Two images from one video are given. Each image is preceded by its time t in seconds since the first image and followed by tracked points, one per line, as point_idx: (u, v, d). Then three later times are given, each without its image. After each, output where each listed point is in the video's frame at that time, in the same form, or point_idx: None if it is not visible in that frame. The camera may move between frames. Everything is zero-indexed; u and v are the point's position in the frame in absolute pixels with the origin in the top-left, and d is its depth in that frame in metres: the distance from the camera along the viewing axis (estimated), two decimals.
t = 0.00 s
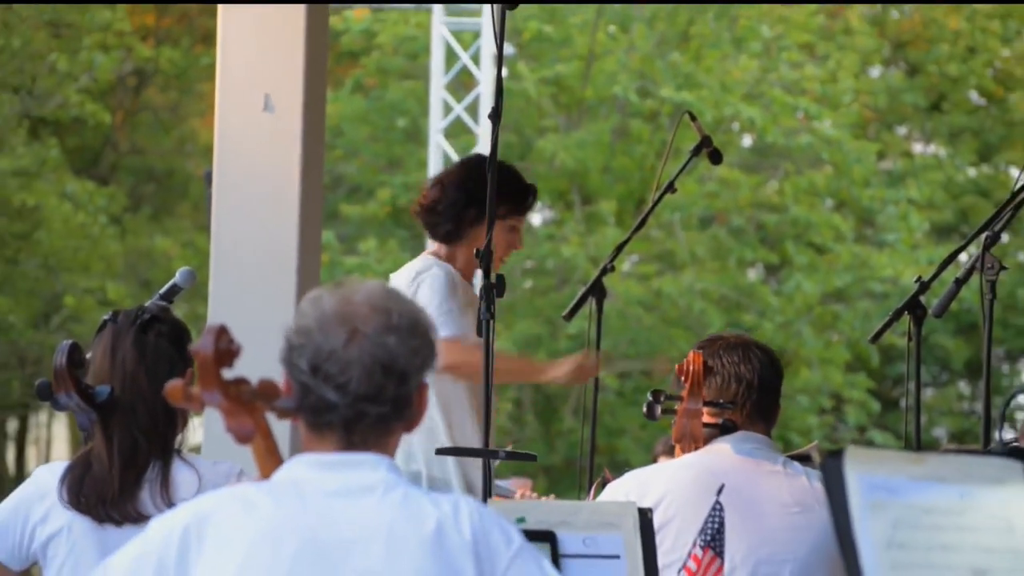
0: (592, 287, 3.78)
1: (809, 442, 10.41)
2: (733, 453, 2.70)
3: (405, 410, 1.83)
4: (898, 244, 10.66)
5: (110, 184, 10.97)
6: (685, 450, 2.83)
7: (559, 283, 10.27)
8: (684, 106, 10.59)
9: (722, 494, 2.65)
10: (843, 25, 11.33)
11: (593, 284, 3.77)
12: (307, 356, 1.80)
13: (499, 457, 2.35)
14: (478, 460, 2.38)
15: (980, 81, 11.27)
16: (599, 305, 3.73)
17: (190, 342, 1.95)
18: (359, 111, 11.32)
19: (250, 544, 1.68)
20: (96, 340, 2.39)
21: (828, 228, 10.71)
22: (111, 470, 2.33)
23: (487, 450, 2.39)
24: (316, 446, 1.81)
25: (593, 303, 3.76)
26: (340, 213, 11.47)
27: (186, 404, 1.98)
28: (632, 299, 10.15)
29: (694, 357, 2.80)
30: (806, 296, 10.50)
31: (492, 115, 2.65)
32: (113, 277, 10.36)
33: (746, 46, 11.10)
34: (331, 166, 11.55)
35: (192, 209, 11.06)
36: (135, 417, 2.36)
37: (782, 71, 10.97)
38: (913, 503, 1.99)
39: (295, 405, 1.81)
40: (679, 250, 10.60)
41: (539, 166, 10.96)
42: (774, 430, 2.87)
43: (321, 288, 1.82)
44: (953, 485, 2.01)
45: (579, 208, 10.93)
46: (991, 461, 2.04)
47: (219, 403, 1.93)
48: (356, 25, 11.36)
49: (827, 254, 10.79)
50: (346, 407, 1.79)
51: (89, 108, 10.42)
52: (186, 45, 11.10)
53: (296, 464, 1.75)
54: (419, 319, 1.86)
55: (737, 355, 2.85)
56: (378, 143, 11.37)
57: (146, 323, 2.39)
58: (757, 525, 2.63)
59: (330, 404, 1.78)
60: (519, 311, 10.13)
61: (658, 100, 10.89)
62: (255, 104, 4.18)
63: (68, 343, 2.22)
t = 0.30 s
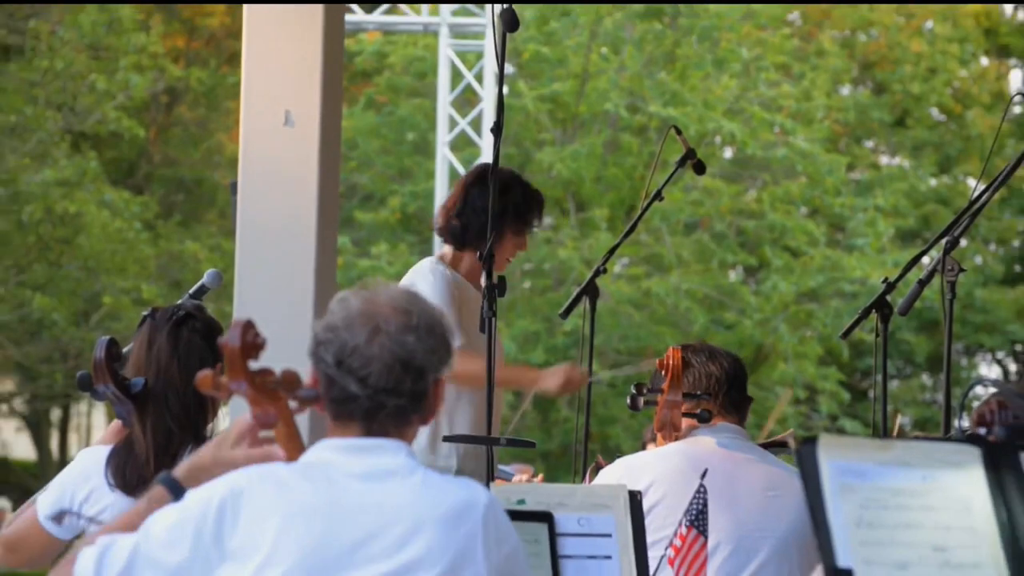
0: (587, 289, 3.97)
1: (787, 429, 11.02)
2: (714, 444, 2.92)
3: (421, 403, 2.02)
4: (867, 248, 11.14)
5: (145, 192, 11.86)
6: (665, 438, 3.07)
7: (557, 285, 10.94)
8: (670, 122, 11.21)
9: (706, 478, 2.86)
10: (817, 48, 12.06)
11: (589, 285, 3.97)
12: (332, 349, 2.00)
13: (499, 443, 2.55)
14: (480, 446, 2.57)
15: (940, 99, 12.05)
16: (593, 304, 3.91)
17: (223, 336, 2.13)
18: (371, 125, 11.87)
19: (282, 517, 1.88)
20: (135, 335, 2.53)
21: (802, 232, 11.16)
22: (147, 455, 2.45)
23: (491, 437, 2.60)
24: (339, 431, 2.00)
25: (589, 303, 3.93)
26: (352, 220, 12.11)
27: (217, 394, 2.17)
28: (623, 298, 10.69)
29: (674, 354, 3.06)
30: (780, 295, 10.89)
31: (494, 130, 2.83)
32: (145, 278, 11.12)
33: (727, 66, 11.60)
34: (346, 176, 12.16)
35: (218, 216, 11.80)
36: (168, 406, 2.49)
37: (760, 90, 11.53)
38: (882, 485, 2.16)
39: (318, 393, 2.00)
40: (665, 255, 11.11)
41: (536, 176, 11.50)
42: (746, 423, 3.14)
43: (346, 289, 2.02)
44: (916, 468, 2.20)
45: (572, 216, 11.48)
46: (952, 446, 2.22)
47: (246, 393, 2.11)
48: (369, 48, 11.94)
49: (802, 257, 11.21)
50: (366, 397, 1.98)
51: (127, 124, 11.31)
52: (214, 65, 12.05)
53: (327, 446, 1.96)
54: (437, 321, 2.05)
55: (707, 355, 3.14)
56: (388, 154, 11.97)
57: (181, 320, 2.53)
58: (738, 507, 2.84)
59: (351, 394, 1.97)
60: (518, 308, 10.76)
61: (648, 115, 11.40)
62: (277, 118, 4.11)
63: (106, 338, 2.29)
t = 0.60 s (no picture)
0: (583, 288, 4.13)
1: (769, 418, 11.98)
2: (699, 434, 3.11)
3: (425, 389, 2.21)
4: (842, 250, 12.01)
5: (175, 199, 12.56)
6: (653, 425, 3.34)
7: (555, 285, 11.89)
8: (658, 135, 12.07)
9: (693, 464, 3.05)
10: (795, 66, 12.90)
11: (585, 285, 4.13)
12: (340, 343, 2.18)
13: (501, 431, 2.70)
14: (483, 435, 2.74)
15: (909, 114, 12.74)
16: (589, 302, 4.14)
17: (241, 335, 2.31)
18: (383, 136, 12.66)
19: (302, 499, 2.06)
20: (161, 333, 2.70)
21: (782, 235, 12.01)
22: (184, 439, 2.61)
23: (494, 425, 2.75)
24: (351, 418, 2.18)
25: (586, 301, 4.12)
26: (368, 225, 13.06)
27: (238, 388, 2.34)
28: (616, 297, 11.56)
29: (662, 348, 3.33)
30: (763, 296, 11.82)
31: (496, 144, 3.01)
32: (176, 277, 12.03)
33: (712, 82, 12.42)
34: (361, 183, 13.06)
35: (243, 221, 12.59)
36: (199, 395, 2.64)
37: (744, 104, 12.39)
38: (855, 470, 2.31)
39: (330, 384, 2.18)
40: (655, 258, 12.06)
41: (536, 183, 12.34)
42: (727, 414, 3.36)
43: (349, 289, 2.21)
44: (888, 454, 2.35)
45: (570, 221, 12.39)
46: (920, 432, 2.37)
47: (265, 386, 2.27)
48: (382, 66, 13.05)
49: (783, 258, 12.11)
50: (375, 384, 2.16)
51: (158, 136, 12.16)
52: (238, 82, 12.67)
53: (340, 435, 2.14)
54: (434, 315, 2.24)
55: (691, 350, 3.37)
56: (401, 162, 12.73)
57: (206, 316, 2.70)
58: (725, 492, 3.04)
59: (361, 382, 2.16)
60: (520, 307, 11.67)
61: (639, 128, 12.26)
62: (297, 131, 4.50)
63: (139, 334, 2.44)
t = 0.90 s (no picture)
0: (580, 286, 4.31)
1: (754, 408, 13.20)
2: (687, 423, 3.35)
3: (428, 384, 2.34)
4: (825, 251, 13.22)
5: (194, 203, 13.92)
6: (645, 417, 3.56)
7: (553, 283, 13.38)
8: (652, 141, 13.34)
9: (684, 454, 3.30)
10: (781, 77, 14.08)
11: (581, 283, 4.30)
12: (346, 342, 2.31)
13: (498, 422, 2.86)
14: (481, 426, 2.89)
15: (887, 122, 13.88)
16: (585, 299, 4.31)
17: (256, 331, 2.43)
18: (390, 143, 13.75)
19: (310, 487, 2.20)
20: (177, 329, 2.82)
21: (768, 236, 13.19)
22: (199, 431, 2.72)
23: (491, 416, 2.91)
24: (358, 412, 2.32)
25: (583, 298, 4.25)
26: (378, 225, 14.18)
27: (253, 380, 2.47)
28: (613, 295, 12.95)
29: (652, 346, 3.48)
30: (749, 292, 13.06)
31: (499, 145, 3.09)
32: (194, 275, 13.19)
33: (703, 92, 13.65)
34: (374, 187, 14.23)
35: (258, 223, 13.88)
36: (214, 386, 2.76)
37: (732, 112, 13.60)
38: (837, 459, 2.42)
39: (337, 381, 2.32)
40: (649, 258, 13.28)
41: (538, 188, 13.71)
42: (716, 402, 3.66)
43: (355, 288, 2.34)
44: (867, 444, 2.47)
45: (568, 223, 13.58)
46: (901, 423, 2.48)
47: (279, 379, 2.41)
48: (390, 76, 14.07)
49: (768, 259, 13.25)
50: (379, 382, 2.29)
51: (177, 142, 13.22)
52: (254, 91, 13.95)
53: (347, 429, 2.28)
54: (437, 312, 2.37)
55: (682, 343, 3.63)
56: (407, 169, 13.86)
57: (219, 311, 2.81)
58: (712, 480, 3.28)
59: (366, 381, 2.29)
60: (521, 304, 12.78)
61: (632, 136, 13.58)
62: (308, 138, 4.48)
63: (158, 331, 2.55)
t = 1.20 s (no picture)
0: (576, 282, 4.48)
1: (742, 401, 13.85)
2: (677, 413, 3.51)
3: (429, 373, 2.48)
4: (810, 251, 13.97)
5: (211, 205, 14.48)
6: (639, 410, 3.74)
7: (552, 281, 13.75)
8: (646, 147, 13.85)
9: (676, 444, 3.44)
10: (767, 86, 14.80)
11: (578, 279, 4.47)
12: (351, 336, 2.45)
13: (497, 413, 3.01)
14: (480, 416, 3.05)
15: (869, 128, 14.78)
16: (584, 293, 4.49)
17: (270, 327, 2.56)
18: (395, 148, 14.19)
19: (319, 475, 2.35)
20: (194, 324, 2.94)
21: (756, 238, 13.79)
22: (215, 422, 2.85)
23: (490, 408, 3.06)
24: (364, 402, 2.46)
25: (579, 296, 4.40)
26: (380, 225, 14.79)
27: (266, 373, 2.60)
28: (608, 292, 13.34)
29: (645, 342, 3.74)
30: (739, 291, 13.64)
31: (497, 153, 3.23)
32: (212, 275, 13.78)
33: (694, 100, 14.15)
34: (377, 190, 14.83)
35: (271, 225, 14.43)
36: (230, 379, 2.89)
37: (720, 120, 14.12)
38: (821, 449, 2.56)
39: (345, 374, 2.46)
40: (642, 258, 13.82)
41: (536, 191, 14.09)
42: (705, 393, 3.81)
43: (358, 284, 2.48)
44: (850, 434, 2.61)
45: (565, 224, 14.07)
46: (881, 414, 2.62)
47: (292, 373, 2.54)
48: (397, 85, 14.52)
49: (757, 258, 13.85)
50: (384, 374, 2.43)
51: (196, 149, 13.66)
52: (269, 100, 14.46)
53: (354, 420, 2.42)
54: (436, 306, 2.51)
55: (672, 337, 3.78)
56: (414, 172, 14.23)
57: (232, 307, 2.94)
58: (701, 467, 3.42)
59: (372, 372, 2.43)
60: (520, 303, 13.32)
61: (628, 141, 14.05)
62: (318, 142, 4.19)
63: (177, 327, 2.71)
